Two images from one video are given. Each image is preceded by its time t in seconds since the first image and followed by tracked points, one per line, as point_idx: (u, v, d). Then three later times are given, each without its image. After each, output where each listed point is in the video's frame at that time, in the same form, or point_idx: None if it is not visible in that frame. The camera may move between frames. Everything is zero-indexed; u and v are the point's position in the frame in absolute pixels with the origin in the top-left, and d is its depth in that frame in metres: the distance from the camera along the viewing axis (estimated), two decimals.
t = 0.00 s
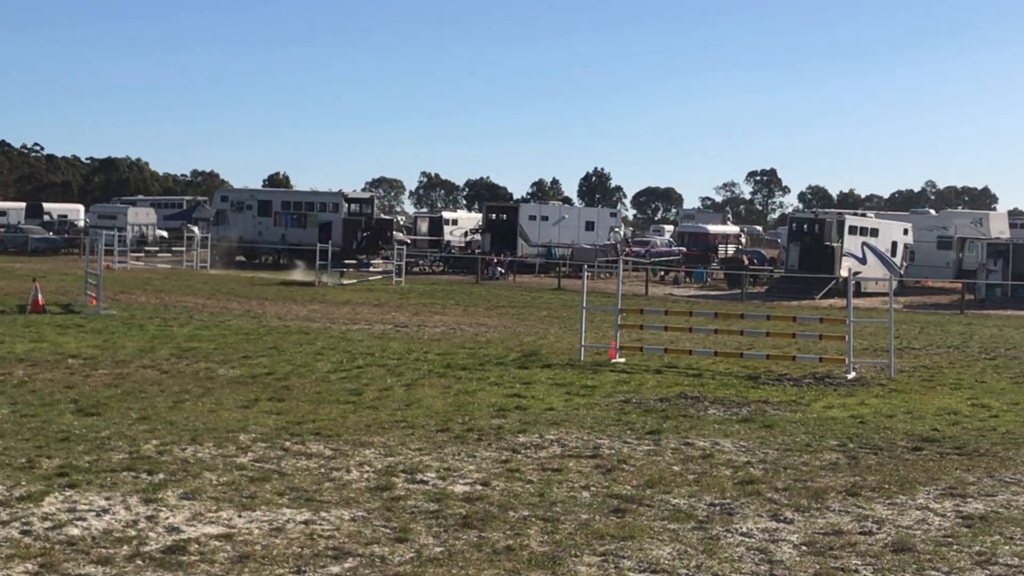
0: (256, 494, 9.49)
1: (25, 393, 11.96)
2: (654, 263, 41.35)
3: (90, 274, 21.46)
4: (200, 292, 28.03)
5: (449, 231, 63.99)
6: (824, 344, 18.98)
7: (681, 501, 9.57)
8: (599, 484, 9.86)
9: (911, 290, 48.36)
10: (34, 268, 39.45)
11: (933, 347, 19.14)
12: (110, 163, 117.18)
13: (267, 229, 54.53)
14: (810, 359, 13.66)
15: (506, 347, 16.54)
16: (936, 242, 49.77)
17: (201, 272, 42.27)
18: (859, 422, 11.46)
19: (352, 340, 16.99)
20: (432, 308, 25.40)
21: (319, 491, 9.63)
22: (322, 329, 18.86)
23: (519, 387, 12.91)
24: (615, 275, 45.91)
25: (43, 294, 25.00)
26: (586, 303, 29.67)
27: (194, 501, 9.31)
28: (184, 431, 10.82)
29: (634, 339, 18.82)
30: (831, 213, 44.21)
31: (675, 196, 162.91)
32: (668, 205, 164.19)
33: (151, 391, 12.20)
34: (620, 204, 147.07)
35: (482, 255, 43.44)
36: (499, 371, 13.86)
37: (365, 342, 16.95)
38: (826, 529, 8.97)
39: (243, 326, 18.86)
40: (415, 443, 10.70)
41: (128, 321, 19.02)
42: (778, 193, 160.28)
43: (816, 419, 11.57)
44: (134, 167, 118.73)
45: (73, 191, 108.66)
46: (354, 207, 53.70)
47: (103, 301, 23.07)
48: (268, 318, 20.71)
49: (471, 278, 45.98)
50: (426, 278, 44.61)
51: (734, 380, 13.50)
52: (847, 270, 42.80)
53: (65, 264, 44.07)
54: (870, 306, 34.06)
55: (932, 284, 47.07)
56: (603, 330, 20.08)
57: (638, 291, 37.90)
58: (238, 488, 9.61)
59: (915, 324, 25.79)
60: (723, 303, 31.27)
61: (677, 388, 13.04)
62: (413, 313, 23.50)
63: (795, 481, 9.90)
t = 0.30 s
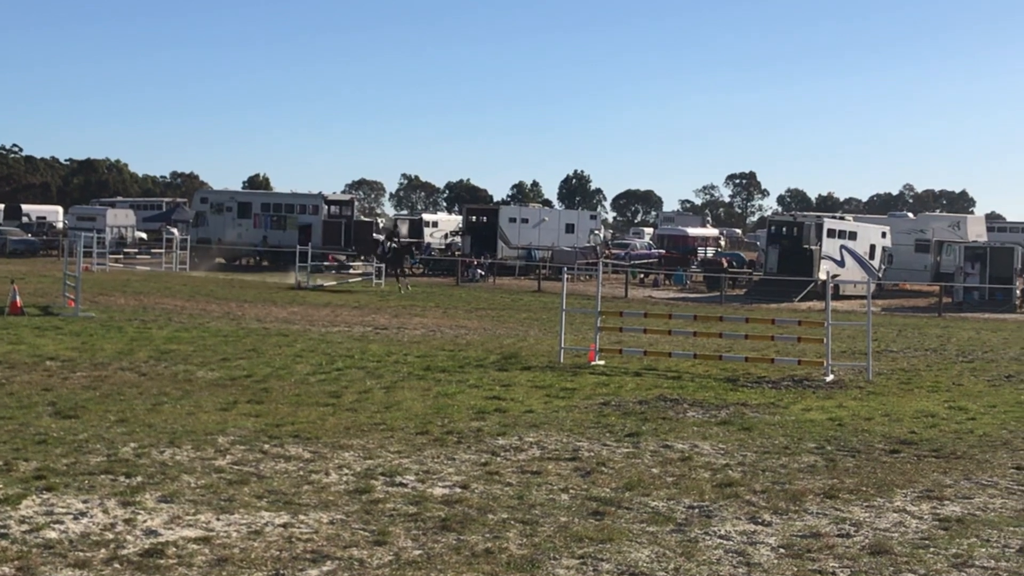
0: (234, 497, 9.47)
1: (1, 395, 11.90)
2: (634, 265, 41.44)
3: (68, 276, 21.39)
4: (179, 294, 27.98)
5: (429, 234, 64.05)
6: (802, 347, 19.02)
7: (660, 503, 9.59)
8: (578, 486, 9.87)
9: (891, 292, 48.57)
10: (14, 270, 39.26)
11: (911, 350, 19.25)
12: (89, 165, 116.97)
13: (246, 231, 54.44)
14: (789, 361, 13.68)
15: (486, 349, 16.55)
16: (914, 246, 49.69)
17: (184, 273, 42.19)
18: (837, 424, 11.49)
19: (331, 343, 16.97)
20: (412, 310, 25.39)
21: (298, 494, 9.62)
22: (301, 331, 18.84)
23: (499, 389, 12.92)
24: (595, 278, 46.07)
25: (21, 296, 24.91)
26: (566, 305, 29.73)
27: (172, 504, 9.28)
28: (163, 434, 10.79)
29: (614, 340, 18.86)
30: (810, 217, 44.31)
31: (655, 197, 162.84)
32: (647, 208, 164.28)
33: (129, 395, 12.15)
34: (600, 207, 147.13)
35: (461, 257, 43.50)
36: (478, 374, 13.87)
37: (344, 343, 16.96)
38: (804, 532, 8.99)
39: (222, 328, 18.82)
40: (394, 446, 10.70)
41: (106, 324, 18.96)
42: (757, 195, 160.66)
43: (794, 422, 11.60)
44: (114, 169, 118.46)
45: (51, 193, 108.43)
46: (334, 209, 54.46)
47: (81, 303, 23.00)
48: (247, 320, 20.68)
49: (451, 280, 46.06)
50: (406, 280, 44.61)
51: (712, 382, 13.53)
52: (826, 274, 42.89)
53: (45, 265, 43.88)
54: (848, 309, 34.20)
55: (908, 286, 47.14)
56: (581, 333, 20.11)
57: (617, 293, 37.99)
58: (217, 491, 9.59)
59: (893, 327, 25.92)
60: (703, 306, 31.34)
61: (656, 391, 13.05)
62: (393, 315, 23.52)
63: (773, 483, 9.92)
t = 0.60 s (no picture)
0: (204, 500, 9.44)
1: None
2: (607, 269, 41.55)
3: (38, 279, 21.26)
4: (150, 297, 27.83)
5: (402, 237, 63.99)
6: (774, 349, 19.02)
7: (632, 506, 9.62)
8: (550, 489, 9.88)
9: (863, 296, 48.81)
10: None
11: (882, 353, 19.39)
12: (60, 167, 116.31)
13: (218, 234, 54.48)
14: (760, 365, 13.72)
15: (458, 352, 16.56)
16: (885, 250, 50.26)
17: (160, 276, 42.01)
18: (808, 427, 11.54)
19: (303, 346, 16.95)
20: (385, 313, 25.38)
21: (269, 498, 9.60)
22: (273, 334, 18.81)
23: (472, 392, 12.93)
24: (568, 283, 46.21)
25: None
26: (537, 309, 29.77)
27: (142, 507, 9.24)
28: (133, 437, 10.74)
29: (586, 344, 18.89)
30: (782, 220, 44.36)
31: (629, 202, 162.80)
32: (620, 212, 164.47)
33: (99, 398, 12.09)
34: (572, 211, 147.25)
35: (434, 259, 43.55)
36: (451, 377, 13.87)
37: (317, 347, 16.97)
38: (774, 534, 9.03)
39: (194, 331, 18.75)
40: (366, 449, 10.68)
41: (77, 327, 18.85)
42: (729, 200, 161.33)
43: (765, 425, 11.65)
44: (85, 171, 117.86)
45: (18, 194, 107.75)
46: (307, 211, 54.26)
47: (51, 306, 22.86)
48: (219, 323, 20.61)
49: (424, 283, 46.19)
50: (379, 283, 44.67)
51: (684, 386, 13.56)
52: (797, 277, 42.98)
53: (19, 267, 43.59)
54: (819, 313, 34.42)
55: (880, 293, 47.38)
56: (555, 336, 20.14)
57: (590, 297, 38.08)
58: (187, 494, 9.55)
59: (864, 331, 26.10)
60: (674, 311, 31.47)
61: (629, 394, 13.08)
62: (367, 318, 23.52)
63: (744, 486, 9.96)
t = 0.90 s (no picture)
0: (171, 505, 9.38)
1: None
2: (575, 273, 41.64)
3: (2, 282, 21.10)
4: (117, 301, 27.66)
5: (372, 240, 63.68)
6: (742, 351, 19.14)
7: (600, 509, 9.63)
8: (518, 493, 9.88)
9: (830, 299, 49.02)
10: None
11: (848, 356, 19.49)
12: (26, 170, 115.40)
13: (185, 237, 54.56)
14: (727, 368, 13.77)
15: (427, 355, 16.57)
16: (851, 254, 50.52)
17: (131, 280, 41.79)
18: (776, 430, 11.59)
19: (271, 349, 16.91)
20: (354, 316, 25.35)
21: (236, 502, 9.56)
22: (241, 337, 18.75)
23: (440, 395, 12.93)
24: (537, 286, 46.30)
25: None
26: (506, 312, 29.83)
27: (108, 512, 9.17)
28: (99, 441, 10.67)
29: (555, 345, 18.96)
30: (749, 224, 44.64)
31: (597, 206, 162.37)
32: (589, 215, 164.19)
33: (64, 402, 12.02)
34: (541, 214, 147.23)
35: (404, 262, 43.64)
36: (420, 381, 13.85)
37: (285, 350, 16.91)
38: (741, 536, 9.06)
39: (161, 334, 18.65)
40: (334, 453, 10.65)
41: (43, 330, 18.72)
42: (696, 203, 161.79)
43: (733, 427, 11.69)
44: (51, 173, 117.02)
45: None
46: (274, 215, 54.01)
47: (16, 309, 22.69)
48: (186, 326, 20.53)
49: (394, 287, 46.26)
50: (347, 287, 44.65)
51: (652, 388, 13.59)
52: (764, 281, 43.24)
53: None
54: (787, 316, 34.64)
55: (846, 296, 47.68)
56: (524, 338, 20.20)
57: (559, 300, 38.15)
58: (154, 499, 9.50)
59: (830, 333, 26.27)
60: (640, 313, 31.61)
61: (596, 396, 13.11)
62: (334, 321, 23.44)
63: (712, 489, 9.99)
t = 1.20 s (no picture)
0: (133, 509, 9.32)
1: None
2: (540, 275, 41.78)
3: None
4: (79, 304, 27.47)
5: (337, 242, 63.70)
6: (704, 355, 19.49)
7: (564, 512, 9.63)
8: (482, 496, 9.88)
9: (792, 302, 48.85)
10: None
11: (811, 358, 19.64)
12: None
13: (149, 239, 54.41)
14: (692, 370, 13.85)
15: (392, 359, 16.57)
16: (814, 257, 50.55)
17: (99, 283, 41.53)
18: (739, 432, 11.65)
19: (236, 352, 16.88)
20: (319, 320, 25.34)
21: (200, 506, 9.51)
22: (205, 340, 18.70)
23: (405, 399, 12.94)
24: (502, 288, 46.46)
25: None
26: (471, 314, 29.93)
27: (70, 516, 9.10)
28: (61, 446, 10.60)
29: (521, 350, 19.09)
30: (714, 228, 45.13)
31: (563, 209, 161.59)
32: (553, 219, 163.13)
33: (26, 405, 11.94)
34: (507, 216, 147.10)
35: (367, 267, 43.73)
36: (385, 384, 13.83)
37: (249, 353, 16.87)
38: (705, 539, 9.09)
39: (124, 337, 18.56)
40: (298, 456, 10.62)
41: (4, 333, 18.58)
42: (661, 207, 162.06)
43: (697, 430, 11.74)
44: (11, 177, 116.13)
45: None
46: (239, 217, 53.99)
47: None
48: (149, 329, 20.44)
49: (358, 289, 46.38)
50: (310, 289, 44.66)
51: (617, 391, 13.64)
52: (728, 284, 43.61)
53: None
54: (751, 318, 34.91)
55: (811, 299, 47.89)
56: (489, 342, 20.31)
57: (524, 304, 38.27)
58: (116, 503, 9.44)
59: (793, 335, 26.45)
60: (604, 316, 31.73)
61: (562, 400, 13.15)
62: (299, 324, 23.37)
63: (675, 491, 10.02)
